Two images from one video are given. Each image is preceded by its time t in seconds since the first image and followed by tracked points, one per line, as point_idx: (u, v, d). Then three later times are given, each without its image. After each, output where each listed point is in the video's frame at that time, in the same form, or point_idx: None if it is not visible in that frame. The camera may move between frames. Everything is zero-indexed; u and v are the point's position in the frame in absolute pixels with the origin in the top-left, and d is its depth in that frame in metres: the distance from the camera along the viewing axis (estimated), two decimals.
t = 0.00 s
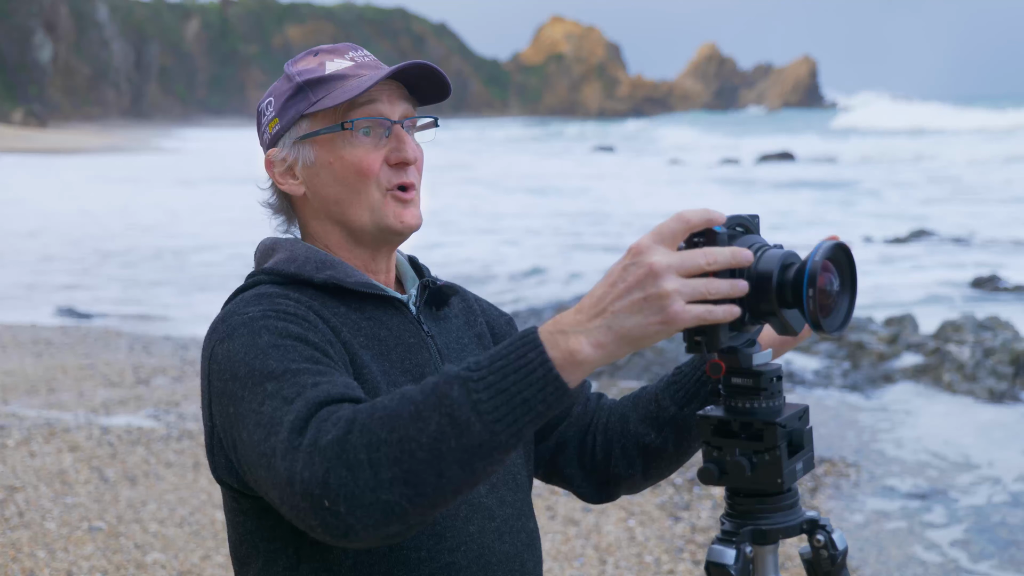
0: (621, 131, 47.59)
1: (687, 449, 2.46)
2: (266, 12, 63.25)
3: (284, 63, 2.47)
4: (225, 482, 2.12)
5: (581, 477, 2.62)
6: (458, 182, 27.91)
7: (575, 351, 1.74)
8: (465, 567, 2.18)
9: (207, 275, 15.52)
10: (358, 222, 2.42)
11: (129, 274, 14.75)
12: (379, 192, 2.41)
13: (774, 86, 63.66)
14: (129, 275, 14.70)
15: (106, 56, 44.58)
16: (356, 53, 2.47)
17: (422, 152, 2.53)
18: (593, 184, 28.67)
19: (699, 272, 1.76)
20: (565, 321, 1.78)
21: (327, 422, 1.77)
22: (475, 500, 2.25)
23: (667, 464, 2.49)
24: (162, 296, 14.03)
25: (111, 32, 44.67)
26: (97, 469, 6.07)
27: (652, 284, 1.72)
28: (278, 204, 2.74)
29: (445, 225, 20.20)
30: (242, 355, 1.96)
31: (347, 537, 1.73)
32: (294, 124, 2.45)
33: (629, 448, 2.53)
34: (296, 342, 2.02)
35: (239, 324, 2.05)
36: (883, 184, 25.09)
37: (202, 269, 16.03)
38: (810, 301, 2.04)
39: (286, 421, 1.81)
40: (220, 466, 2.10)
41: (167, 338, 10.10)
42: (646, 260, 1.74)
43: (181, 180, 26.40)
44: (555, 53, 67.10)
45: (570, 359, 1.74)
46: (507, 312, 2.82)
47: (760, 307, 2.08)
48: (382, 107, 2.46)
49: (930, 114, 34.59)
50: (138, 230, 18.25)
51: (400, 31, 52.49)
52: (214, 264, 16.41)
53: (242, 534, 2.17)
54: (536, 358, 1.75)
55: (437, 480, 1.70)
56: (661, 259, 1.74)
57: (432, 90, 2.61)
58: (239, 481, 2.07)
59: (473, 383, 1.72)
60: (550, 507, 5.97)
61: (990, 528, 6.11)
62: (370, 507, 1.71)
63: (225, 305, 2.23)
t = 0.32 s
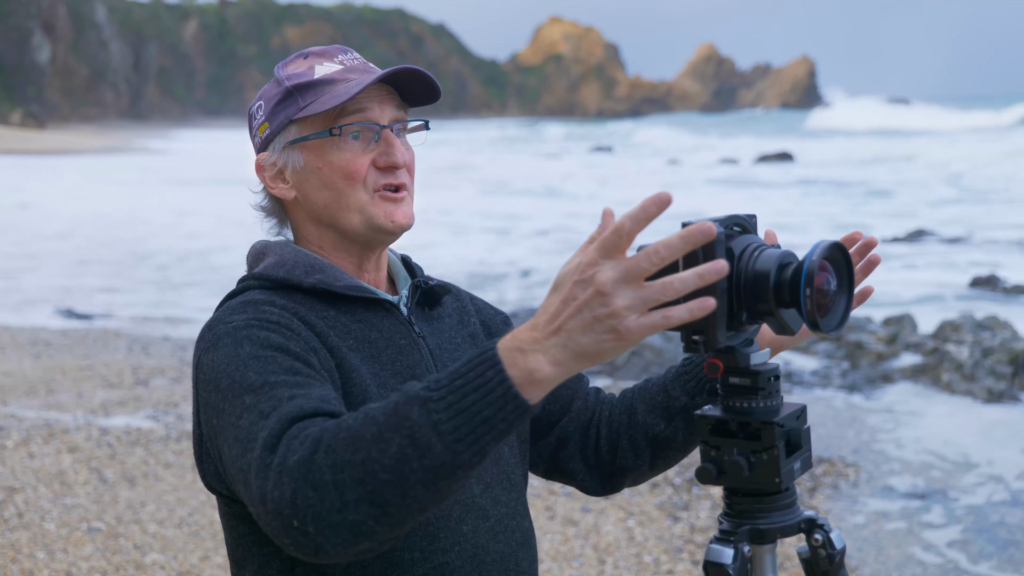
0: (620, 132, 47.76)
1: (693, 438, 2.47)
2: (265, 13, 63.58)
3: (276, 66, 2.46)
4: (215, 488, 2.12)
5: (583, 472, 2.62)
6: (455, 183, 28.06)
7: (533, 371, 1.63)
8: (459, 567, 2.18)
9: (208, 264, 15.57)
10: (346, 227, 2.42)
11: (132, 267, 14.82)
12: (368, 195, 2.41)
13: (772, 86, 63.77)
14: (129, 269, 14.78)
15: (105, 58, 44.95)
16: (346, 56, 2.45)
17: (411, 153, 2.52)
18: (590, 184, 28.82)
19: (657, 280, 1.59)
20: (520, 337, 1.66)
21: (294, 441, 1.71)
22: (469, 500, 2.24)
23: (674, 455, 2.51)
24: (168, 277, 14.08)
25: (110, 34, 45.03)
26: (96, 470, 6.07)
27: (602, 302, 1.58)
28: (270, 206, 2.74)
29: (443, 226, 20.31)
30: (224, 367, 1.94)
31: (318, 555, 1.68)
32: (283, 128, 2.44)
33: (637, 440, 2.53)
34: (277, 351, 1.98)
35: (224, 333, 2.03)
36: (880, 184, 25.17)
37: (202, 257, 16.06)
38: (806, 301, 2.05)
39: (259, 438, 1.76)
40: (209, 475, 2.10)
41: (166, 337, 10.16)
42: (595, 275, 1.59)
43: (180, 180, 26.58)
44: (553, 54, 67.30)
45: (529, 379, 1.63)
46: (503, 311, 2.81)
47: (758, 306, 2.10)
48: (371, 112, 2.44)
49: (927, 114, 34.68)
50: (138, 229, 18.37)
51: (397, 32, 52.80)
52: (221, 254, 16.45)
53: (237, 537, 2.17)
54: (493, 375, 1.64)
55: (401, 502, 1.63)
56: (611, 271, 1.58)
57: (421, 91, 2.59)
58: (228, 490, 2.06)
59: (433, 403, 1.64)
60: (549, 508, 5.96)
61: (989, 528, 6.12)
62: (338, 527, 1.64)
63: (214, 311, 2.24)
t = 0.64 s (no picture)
0: (620, 132, 47.76)
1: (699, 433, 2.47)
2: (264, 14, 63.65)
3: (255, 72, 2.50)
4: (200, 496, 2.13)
5: (589, 468, 2.62)
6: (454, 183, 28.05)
7: (466, 390, 1.60)
8: (447, 568, 2.17)
9: (210, 262, 15.58)
10: (300, 234, 2.42)
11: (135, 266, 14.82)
12: (314, 204, 2.39)
13: (772, 86, 63.78)
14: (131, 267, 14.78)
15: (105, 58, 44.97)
16: (309, 58, 2.40)
17: (370, 158, 2.45)
18: (590, 184, 28.82)
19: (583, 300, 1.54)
20: (456, 356, 1.61)
21: (247, 455, 1.70)
22: (457, 501, 2.22)
23: (680, 450, 2.51)
24: (170, 277, 14.09)
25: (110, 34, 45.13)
26: (97, 471, 6.07)
27: (531, 322, 1.55)
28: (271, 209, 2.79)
29: (444, 226, 20.30)
30: (195, 379, 1.94)
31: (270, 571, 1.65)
32: (251, 137, 2.50)
33: (643, 437, 2.53)
34: (248, 361, 1.99)
35: (201, 345, 2.04)
36: (881, 183, 25.15)
37: (203, 256, 16.06)
38: (808, 301, 2.04)
39: (218, 452, 1.76)
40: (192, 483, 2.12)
41: (166, 337, 10.16)
42: (525, 295, 1.55)
43: (180, 180, 26.58)
44: (553, 54, 67.33)
45: (462, 398, 1.60)
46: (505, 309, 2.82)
47: (758, 306, 2.10)
48: (316, 117, 2.40)
49: (927, 114, 34.65)
50: (138, 229, 18.38)
51: (397, 32, 52.81)
52: (225, 253, 16.46)
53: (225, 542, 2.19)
54: (428, 395, 1.61)
55: (342, 519, 1.60)
56: (539, 290, 1.54)
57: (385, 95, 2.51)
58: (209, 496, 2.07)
59: (371, 422, 1.61)
60: (549, 507, 5.96)
61: (989, 527, 6.11)
62: (284, 544, 1.62)
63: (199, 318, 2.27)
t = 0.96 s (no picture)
0: (620, 133, 47.80)
1: (687, 430, 2.46)
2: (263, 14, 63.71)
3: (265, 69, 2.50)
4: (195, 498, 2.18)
5: (590, 465, 2.62)
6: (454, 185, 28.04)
7: (401, 399, 1.60)
8: (439, 568, 2.17)
9: (212, 262, 15.57)
10: (292, 235, 2.43)
11: (136, 265, 14.82)
12: (309, 207, 2.39)
13: (771, 86, 63.80)
14: (132, 265, 14.78)
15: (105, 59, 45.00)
16: (319, 60, 2.41)
17: (369, 167, 2.44)
18: (590, 185, 28.83)
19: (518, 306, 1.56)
20: (392, 366, 1.62)
21: (206, 469, 1.73)
22: (450, 501, 2.21)
23: (672, 447, 2.50)
24: (172, 277, 14.09)
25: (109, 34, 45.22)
26: (97, 471, 6.06)
27: (465, 327, 1.57)
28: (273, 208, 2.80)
29: (444, 227, 20.29)
30: (176, 388, 1.97)
31: None
32: (255, 134, 2.51)
33: (634, 435, 2.52)
34: (227, 369, 2.00)
35: (180, 353, 2.07)
36: (881, 184, 25.15)
37: (204, 256, 16.05)
38: (810, 301, 2.04)
39: (185, 465, 1.79)
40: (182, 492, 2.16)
41: (166, 338, 10.15)
42: (459, 299, 1.57)
43: (179, 181, 26.58)
44: (553, 55, 67.33)
45: (398, 408, 1.60)
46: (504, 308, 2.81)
47: (759, 306, 2.10)
48: (317, 121, 2.41)
49: (927, 115, 34.67)
50: (139, 228, 18.37)
51: (397, 33, 52.84)
52: (227, 252, 16.47)
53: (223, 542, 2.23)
54: (366, 406, 1.61)
55: (292, 531, 1.61)
56: (471, 296, 1.57)
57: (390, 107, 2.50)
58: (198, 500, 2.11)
59: (314, 435, 1.62)
60: (550, 508, 5.95)
61: (989, 528, 6.11)
62: (241, 556, 1.64)
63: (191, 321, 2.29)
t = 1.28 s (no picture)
0: (620, 132, 47.76)
1: (660, 423, 2.45)
2: (264, 13, 63.64)
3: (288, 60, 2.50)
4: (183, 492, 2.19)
5: (587, 467, 2.59)
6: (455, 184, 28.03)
7: (362, 388, 1.59)
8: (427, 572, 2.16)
9: (213, 260, 15.58)
10: (297, 230, 2.41)
11: (137, 263, 14.83)
12: (315, 203, 2.38)
13: (772, 85, 63.79)
14: (133, 263, 14.79)
15: (106, 58, 45.12)
16: (347, 59, 2.41)
17: (382, 172, 2.43)
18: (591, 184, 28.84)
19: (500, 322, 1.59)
20: (353, 353, 1.60)
21: (175, 476, 1.74)
22: (441, 505, 2.21)
23: (649, 440, 2.48)
24: (173, 275, 14.10)
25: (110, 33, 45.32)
26: (98, 470, 6.07)
27: (455, 334, 1.58)
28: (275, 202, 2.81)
29: (445, 225, 20.30)
30: (161, 387, 1.97)
31: None
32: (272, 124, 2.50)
33: (610, 432, 2.52)
34: (214, 370, 1.99)
35: (166, 352, 2.07)
36: (882, 183, 25.13)
37: (206, 254, 16.06)
38: (812, 300, 2.04)
39: (157, 469, 1.80)
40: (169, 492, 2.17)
41: (168, 336, 10.15)
42: (459, 310, 1.59)
43: (180, 180, 26.61)
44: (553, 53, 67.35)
45: (359, 396, 1.60)
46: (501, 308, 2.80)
47: (763, 304, 2.09)
48: (336, 119, 2.40)
49: (929, 114, 34.62)
50: (140, 227, 18.39)
51: (397, 32, 52.85)
52: (229, 251, 16.49)
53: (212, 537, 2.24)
54: (324, 397, 1.61)
55: (259, 528, 1.61)
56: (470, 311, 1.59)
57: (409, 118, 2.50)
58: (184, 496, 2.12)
59: (273, 431, 1.61)
60: (551, 506, 5.96)
61: (991, 526, 6.10)
62: (207, 560, 1.64)
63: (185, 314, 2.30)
